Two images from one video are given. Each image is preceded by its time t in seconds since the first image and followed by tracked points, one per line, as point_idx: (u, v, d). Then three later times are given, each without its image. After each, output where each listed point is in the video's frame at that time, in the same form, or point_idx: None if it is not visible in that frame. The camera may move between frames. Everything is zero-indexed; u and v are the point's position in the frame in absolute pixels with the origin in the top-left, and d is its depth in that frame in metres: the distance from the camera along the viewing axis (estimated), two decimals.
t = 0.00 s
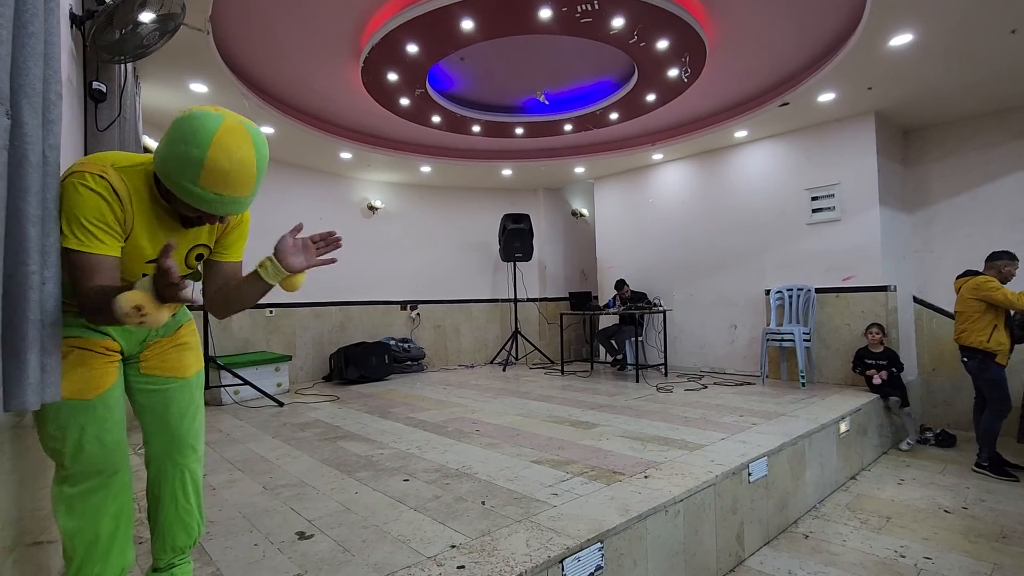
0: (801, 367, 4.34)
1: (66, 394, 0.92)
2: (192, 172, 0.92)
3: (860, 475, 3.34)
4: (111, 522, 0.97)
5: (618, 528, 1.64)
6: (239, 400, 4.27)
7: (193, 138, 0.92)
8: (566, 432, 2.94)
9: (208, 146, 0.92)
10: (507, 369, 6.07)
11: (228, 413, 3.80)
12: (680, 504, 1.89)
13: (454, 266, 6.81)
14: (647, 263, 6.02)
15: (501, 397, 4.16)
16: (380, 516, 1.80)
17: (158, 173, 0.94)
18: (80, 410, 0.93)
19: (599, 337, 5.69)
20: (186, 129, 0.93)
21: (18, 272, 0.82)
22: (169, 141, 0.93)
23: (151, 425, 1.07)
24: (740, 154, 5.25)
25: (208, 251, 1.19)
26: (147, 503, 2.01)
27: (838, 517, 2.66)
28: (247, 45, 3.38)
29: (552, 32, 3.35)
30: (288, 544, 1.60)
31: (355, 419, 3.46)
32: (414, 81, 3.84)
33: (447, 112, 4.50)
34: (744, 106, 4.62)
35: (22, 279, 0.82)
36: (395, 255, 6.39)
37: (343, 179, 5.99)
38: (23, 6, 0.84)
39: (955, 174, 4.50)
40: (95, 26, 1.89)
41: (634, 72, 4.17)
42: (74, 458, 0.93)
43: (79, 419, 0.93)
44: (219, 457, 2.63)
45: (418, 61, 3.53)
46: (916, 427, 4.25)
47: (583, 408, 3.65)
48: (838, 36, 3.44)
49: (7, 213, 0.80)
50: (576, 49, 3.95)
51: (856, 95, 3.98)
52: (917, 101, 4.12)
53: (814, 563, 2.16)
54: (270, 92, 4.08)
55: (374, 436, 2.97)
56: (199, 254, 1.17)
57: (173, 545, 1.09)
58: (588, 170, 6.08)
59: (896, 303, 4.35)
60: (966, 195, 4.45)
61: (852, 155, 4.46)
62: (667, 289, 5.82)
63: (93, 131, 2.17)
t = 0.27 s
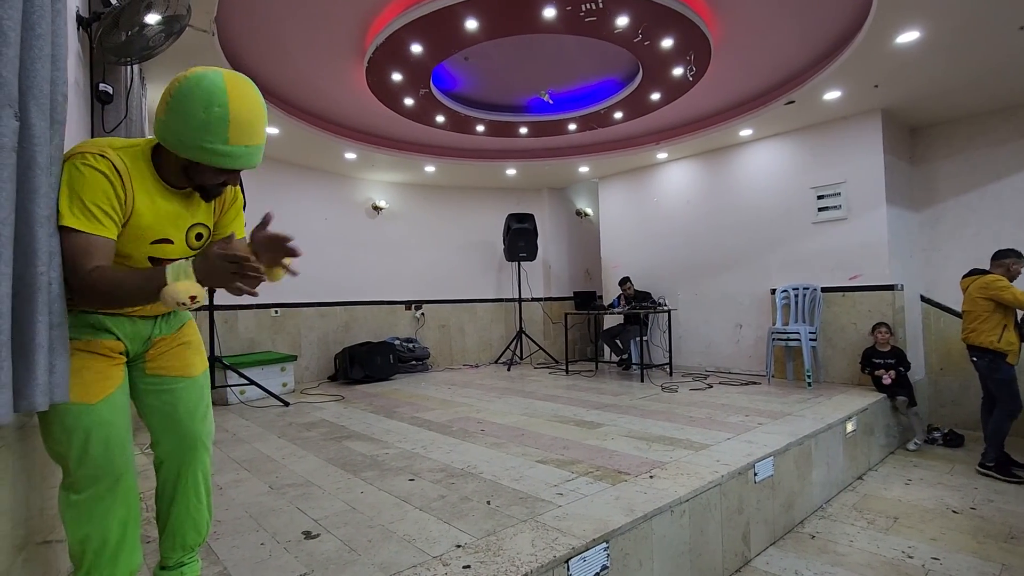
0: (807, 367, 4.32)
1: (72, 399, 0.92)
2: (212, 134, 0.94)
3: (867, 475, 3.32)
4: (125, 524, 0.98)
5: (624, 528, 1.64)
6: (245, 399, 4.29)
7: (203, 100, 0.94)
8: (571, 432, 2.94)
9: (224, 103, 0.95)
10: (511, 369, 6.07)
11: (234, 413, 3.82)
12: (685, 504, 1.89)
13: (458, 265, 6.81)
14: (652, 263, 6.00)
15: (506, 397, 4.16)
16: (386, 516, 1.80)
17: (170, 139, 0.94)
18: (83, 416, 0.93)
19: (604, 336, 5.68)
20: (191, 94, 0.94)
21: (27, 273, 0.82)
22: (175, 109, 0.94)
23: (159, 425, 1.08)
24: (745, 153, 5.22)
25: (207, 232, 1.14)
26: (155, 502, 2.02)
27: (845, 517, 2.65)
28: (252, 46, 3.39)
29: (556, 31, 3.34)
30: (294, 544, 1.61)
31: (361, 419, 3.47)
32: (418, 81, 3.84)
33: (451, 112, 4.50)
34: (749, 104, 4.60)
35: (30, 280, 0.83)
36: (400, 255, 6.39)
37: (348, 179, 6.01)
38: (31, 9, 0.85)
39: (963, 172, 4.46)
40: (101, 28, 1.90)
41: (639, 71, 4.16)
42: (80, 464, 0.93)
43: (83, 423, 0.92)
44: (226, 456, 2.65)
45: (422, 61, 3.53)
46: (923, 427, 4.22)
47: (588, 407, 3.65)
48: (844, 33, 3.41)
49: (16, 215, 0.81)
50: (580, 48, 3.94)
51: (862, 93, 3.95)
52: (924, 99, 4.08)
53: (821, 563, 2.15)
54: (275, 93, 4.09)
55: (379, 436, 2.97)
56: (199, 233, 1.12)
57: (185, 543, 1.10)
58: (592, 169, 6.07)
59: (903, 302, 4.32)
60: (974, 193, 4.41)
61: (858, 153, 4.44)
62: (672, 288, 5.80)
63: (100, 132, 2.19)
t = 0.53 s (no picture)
0: (812, 366, 4.30)
1: (89, 404, 0.92)
2: (211, 95, 0.96)
3: (872, 476, 3.31)
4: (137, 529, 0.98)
5: (628, 528, 1.64)
6: (250, 399, 4.30)
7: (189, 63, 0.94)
8: (575, 432, 2.93)
9: (213, 62, 0.97)
10: (515, 369, 6.07)
11: (239, 413, 3.83)
12: (690, 504, 1.88)
13: (462, 265, 6.82)
14: (655, 262, 5.99)
15: (510, 397, 4.16)
16: (390, 516, 1.80)
17: (174, 114, 0.95)
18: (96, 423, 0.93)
19: (607, 336, 5.68)
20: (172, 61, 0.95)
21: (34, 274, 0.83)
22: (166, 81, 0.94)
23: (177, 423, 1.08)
24: (749, 151, 5.21)
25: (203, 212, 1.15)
26: (162, 502, 2.03)
27: (850, 517, 2.64)
28: (256, 47, 3.40)
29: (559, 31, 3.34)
30: (299, 543, 1.61)
31: (365, 419, 3.48)
32: (421, 82, 3.85)
33: (454, 112, 4.50)
34: (753, 103, 4.58)
35: (37, 281, 0.83)
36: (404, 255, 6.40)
37: (352, 179, 6.02)
38: (37, 11, 0.86)
39: (969, 171, 4.44)
40: (107, 30, 1.92)
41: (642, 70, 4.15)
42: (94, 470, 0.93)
43: (97, 430, 0.92)
44: (230, 456, 2.66)
45: (425, 61, 3.54)
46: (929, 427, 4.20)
47: (592, 407, 3.65)
48: (848, 31, 3.40)
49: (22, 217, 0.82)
50: (584, 47, 3.94)
51: (867, 91, 3.94)
52: (929, 97, 4.07)
53: (826, 564, 2.15)
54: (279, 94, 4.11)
55: (384, 436, 2.98)
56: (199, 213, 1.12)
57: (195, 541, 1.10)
58: (595, 169, 6.06)
59: (908, 301, 4.30)
60: (980, 191, 4.39)
61: (863, 152, 4.42)
62: (676, 288, 5.79)
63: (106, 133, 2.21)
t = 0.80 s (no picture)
0: (815, 366, 4.29)
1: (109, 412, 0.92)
2: (224, 81, 0.99)
3: (875, 475, 3.30)
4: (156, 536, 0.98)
5: (631, 528, 1.63)
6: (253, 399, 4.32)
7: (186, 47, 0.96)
8: (578, 431, 2.94)
9: (222, 48, 1.00)
10: (518, 368, 6.08)
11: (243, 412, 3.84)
12: (693, 504, 1.88)
13: (464, 265, 6.82)
14: (658, 261, 5.99)
15: (513, 396, 4.17)
16: (394, 515, 1.81)
17: (191, 105, 0.97)
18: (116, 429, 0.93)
19: (610, 335, 5.68)
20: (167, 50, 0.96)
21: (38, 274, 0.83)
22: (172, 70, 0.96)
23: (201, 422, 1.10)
24: (752, 150, 5.20)
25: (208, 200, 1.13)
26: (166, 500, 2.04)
27: (854, 517, 2.63)
28: (258, 47, 3.40)
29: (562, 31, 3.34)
30: (303, 542, 1.62)
31: (368, 418, 3.48)
32: (423, 81, 3.85)
33: (456, 112, 4.50)
34: (756, 103, 4.58)
35: (42, 281, 0.84)
36: (406, 254, 6.41)
37: (354, 179, 6.03)
38: (41, 10, 0.86)
39: (973, 169, 4.42)
40: (111, 31, 1.92)
41: (644, 70, 4.15)
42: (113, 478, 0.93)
43: (117, 437, 0.92)
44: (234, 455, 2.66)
45: (427, 61, 3.54)
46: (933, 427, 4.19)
47: (594, 406, 3.65)
48: (852, 30, 3.38)
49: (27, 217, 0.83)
50: (586, 47, 3.93)
51: (871, 90, 3.92)
52: (933, 96, 4.05)
53: (830, 564, 2.14)
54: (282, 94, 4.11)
55: (387, 435, 2.99)
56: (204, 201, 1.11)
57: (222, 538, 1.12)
58: (597, 168, 6.06)
59: (912, 301, 4.29)
60: (984, 189, 4.37)
61: (867, 151, 4.40)
62: (679, 287, 5.79)
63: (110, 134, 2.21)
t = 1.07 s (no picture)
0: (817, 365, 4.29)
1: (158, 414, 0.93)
2: (257, 76, 1.07)
3: (877, 474, 3.29)
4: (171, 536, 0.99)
5: (632, 527, 1.63)
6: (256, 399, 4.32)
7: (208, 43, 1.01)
8: (579, 431, 2.93)
9: (248, 44, 1.07)
10: (519, 368, 6.07)
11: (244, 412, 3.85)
12: (694, 503, 1.88)
13: (465, 264, 6.82)
14: (660, 261, 5.98)
15: (514, 396, 4.17)
16: (395, 514, 1.81)
17: (227, 97, 1.03)
18: (152, 431, 0.92)
19: (612, 335, 5.68)
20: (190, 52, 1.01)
21: (41, 274, 0.84)
22: (200, 68, 1.01)
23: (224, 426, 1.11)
24: (754, 149, 5.19)
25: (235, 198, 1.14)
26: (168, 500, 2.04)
27: (856, 517, 2.63)
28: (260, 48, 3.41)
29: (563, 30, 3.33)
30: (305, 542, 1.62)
31: (370, 418, 3.49)
32: (425, 81, 3.85)
33: (457, 111, 4.51)
34: (757, 102, 4.57)
35: (45, 281, 0.84)
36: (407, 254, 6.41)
37: (356, 179, 6.04)
38: (43, 12, 0.86)
39: (975, 168, 4.41)
40: (112, 32, 1.91)
41: (645, 69, 4.14)
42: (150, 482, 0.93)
43: (154, 439, 0.92)
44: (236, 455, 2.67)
45: (429, 61, 3.54)
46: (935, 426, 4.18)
47: (596, 406, 3.65)
48: (854, 29, 3.38)
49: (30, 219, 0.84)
50: (587, 46, 3.93)
51: (872, 88, 3.91)
52: (935, 94, 4.04)
53: (832, 563, 2.14)
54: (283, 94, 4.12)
55: (388, 435, 2.99)
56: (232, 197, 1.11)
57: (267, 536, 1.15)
58: (599, 167, 6.06)
59: (914, 300, 4.28)
60: (986, 188, 4.36)
61: (869, 150, 4.39)
62: (680, 286, 5.78)
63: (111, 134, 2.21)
